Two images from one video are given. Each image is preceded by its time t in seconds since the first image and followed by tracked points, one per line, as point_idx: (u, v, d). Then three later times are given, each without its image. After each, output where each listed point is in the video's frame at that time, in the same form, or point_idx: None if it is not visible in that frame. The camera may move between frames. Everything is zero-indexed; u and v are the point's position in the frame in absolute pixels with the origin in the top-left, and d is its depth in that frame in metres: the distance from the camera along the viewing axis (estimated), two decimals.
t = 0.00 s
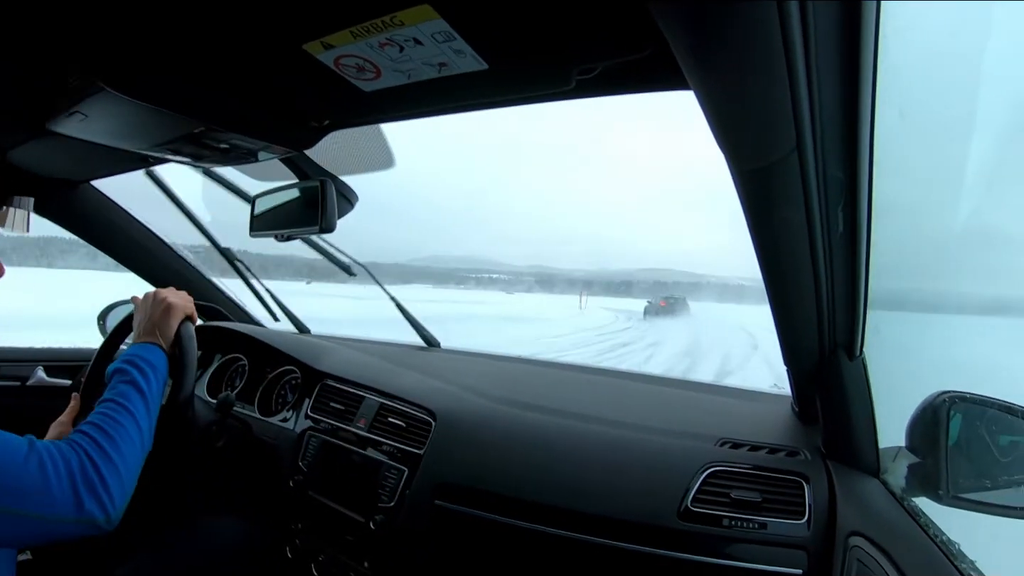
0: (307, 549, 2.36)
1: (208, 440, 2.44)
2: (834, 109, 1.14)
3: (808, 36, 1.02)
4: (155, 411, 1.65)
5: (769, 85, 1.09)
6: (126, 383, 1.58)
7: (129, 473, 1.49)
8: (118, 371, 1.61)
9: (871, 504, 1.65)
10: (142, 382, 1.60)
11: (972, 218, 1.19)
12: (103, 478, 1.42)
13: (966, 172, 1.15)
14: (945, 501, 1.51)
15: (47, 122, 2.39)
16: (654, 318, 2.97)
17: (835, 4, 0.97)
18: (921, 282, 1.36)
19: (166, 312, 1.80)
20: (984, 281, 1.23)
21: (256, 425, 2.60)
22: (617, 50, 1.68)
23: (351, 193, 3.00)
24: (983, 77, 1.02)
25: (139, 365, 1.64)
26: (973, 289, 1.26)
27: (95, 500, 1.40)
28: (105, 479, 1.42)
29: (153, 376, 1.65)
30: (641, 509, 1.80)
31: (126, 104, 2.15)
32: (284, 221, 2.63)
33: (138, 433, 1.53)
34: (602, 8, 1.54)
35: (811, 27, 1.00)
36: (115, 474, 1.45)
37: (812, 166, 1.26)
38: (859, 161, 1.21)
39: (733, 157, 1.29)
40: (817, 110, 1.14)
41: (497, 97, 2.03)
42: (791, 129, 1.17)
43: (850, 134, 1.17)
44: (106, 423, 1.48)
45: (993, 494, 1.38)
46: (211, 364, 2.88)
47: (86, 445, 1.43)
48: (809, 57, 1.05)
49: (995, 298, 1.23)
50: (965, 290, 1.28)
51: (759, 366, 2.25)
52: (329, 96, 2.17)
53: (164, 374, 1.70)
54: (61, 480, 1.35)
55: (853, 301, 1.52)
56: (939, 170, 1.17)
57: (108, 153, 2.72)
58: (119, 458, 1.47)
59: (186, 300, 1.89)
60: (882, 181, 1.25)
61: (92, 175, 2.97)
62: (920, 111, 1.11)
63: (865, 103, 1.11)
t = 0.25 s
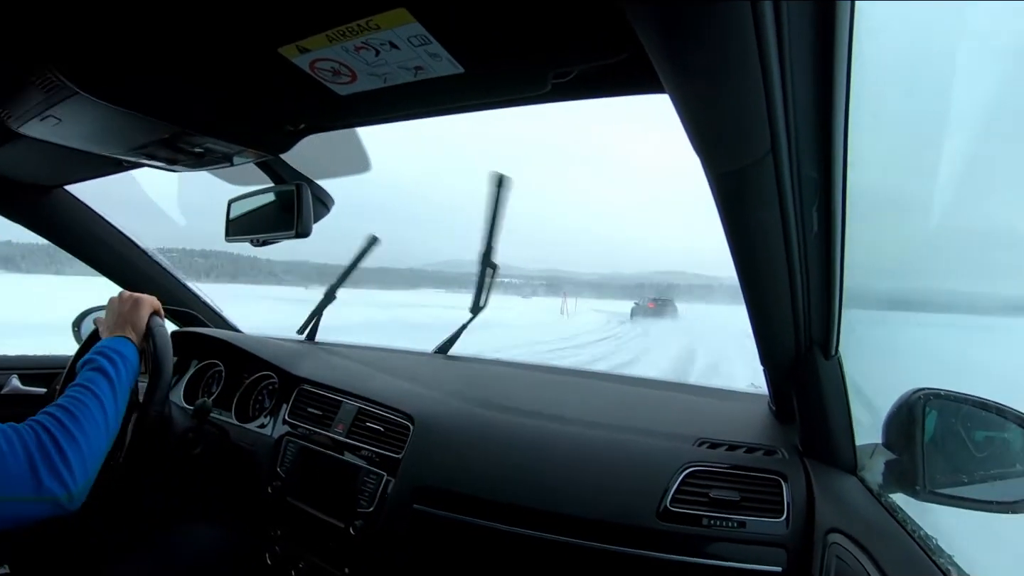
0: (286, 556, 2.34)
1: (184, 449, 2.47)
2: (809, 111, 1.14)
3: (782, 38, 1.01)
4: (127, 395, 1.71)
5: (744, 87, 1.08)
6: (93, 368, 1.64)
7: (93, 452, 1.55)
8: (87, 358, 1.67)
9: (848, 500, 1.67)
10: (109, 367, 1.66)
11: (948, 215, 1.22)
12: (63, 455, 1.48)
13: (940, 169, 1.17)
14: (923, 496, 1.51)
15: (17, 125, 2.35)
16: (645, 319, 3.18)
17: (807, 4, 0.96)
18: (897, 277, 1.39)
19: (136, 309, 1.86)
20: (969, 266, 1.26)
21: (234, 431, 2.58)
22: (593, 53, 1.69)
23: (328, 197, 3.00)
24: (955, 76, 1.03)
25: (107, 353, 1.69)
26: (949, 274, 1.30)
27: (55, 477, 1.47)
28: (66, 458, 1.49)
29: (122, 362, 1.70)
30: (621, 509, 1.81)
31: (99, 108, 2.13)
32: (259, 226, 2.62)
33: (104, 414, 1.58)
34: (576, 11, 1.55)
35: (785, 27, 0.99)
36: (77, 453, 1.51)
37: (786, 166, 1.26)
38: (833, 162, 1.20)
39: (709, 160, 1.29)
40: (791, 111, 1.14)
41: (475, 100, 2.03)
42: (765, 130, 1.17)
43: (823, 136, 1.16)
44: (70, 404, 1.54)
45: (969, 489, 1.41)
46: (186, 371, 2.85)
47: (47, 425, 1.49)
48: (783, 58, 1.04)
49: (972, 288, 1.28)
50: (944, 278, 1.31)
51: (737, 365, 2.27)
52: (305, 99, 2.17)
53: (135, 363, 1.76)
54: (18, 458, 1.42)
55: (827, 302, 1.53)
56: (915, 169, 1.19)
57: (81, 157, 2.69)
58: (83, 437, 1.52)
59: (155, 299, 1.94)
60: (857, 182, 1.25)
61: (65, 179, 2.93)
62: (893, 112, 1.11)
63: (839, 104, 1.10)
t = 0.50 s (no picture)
0: (274, 557, 2.33)
1: (173, 449, 2.44)
2: (798, 115, 1.14)
3: (772, 39, 1.01)
4: (118, 406, 1.72)
5: (731, 87, 1.07)
6: (86, 378, 1.65)
7: (85, 465, 1.57)
8: (80, 367, 1.68)
9: (837, 501, 1.68)
10: (103, 377, 1.67)
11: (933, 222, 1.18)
12: (56, 469, 1.50)
13: (928, 173, 1.14)
14: (912, 498, 1.52)
15: (4, 121, 2.33)
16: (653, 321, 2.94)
17: (799, 3, 0.95)
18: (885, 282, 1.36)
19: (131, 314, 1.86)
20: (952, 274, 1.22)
21: (222, 432, 2.57)
22: (583, 53, 1.69)
23: (318, 197, 2.99)
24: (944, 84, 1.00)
25: (101, 362, 1.70)
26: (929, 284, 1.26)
27: (48, 491, 1.48)
28: (60, 471, 1.50)
29: (116, 373, 1.71)
30: (609, 511, 1.81)
31: (87, 105, 2.11)
32: (248, 226, 2.61)
33: (96, 427, 1.60)
34: (563, 11, 1.55)
35: (776, 28, 1.00)
36: (70, 466, 1.53)
37: (775, 170, 1.26)
38: (822, 165, 1.20)
39: (699, 162, 1.29)
40: (781, 115, 1.14)
41: (465, 101, 2.03)
42: (754, 131, 1.17)
43: (814, 141, 1.17)
44: (63, 416, 1.56)
45: (957, 491, 1.40)
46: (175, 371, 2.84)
47: (41, 438, 1.51)
48: (773, 60, 1.04)
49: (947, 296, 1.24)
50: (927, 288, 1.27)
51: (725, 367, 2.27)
52: (295, 97, 2.16)
53: (128, 372, 1.77)
54: (12, 472, 1.43)
55: (815, 304, 1.53)
56: (903, 172, 1.16)
57: (70, 153, 2.68)
58: (75, 451, 1.54)
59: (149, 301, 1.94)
60: (847, 189, 1.25)
61: (52, 176, 2.91)
62: (884, 115, 1.09)
63: (829, 106, 1.10)
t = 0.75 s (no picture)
0: (276, 561, 2.33)
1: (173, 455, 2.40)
2: (793, 113, 1.14)
3: (767, 38, 1.02)
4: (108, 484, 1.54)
5: (728, 83, 1.09)
6: (77, 456, 1.47)
7: (69, 561, 1.40)
8: (72, 439, 1.50)
9: (837, 498, 1.68)
10: (96, 456, 1.49)
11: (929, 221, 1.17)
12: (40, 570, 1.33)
13: (924, 169, 1.13)
14: (912, 493, 1.51)
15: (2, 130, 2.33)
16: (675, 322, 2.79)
17: (794, 5, 0.96)
18: (883, 277, 1.35)
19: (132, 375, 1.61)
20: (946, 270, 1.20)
21: (223, 438, 2.57)
22: (577, 54, 1.69)
23: (315, 201, 2.99)
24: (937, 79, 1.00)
25: (94, 435, 1.52)
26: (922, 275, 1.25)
27: None
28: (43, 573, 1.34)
29: (108, 448, 1.53)
30: (609, 511, 1.81)
31: (82, 112, 2.11)
32: (245, 231, 2.61)
33: (83, 518, 1.43)
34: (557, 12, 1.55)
35: (770, 26, 1.00)
36: (56, 563, 1.36)
37: (772, 167, 1.27)
38: (818, 163, 1.21)
39: (694, 159, 1.30)
40: (776, 112, 1.15)
41: (460, 104, 2.03)
42: (750, 129, 1.18)
43: (809, 138, 1.17)
44: (49, 508, 1.39)
45: (956, 485, 1.37)
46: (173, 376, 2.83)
47: (26, 535, 1.34)
48: (767, 56, 1.05)
49: (937, 289, 1.23)
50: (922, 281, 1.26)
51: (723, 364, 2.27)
52: (291, 102, 2.16)
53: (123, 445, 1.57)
54: None
55: (813, 301, 1.54)
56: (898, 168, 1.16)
57: (65, 160, 2.67)
58: (61, 547, 1.38)
59: (160, 360, 1.67)
60: (843, 185, 1.25)
61: (50, 184, 2.91)
62: (878, 111, 1.10)
63: (825, 107, 1.10)
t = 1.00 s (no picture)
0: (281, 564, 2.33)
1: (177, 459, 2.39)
2: (795, 111, 1.15)
3: (768, 37, 1.02)
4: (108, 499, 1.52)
5: (730, 83, 1.09)
6: (79, 473, 1.45)
7: None
8: (73, 455, 1.48)
9: (843, 495, 1.67)
10: (97, 473, 1.47)
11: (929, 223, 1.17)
12: None
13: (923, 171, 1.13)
14: (918, 490, 1.51)
15: (4, 136, 2.34)
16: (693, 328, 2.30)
17: (795, 5, 0.96)
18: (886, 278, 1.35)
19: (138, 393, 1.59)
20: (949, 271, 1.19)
21: (227, 442, 2.57)
22: (579, 53, 1.69)
23: (317, 203, 2.99)
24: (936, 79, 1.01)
25: (96, 452, 1.49)
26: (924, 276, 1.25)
27: None
28: None
29: (110, 465, 1.51)
30: (614, 511, 1.81)
31: (84, 117, 2.11)
32: (247, 234, 2.61)
33: (81, 536, 1.42)
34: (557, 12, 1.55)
35: (771, 26, 1.00)
36: None
37: (774, 165, 1.27)
38: (820, 161, 1.21)
39: (697, 158, 1.31)
40: (778, 111, 1.15)
41: (461, 105, 2.03)
42: (751, 127, 1.18)
43: (811, 136, 1.18)
44: (51, 526, 1.38)
45: (961, 481, 1.38)
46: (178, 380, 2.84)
47: (27, 553, 1.33)
48: (769, 56, 1.05)
49: (940, 289, 1.23)
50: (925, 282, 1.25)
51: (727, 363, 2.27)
52: (292, 105, 2.16)
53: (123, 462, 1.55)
54: None
55: (816, 299, 1.54)
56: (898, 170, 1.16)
57: (68, 165, 2.68)
58: (58, 565, 1.37)
59: (164, 376, 1.66)
60: (846, 182, 1.25)
61: (52, 189, 2.91)
62: (878, 112, 1.09)
63: (826, 105, 1.10)
